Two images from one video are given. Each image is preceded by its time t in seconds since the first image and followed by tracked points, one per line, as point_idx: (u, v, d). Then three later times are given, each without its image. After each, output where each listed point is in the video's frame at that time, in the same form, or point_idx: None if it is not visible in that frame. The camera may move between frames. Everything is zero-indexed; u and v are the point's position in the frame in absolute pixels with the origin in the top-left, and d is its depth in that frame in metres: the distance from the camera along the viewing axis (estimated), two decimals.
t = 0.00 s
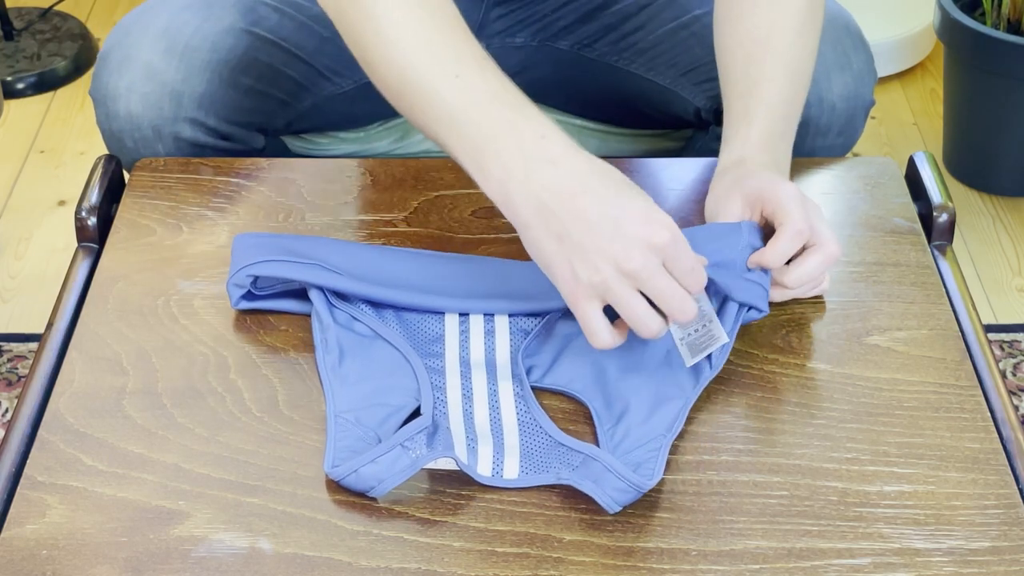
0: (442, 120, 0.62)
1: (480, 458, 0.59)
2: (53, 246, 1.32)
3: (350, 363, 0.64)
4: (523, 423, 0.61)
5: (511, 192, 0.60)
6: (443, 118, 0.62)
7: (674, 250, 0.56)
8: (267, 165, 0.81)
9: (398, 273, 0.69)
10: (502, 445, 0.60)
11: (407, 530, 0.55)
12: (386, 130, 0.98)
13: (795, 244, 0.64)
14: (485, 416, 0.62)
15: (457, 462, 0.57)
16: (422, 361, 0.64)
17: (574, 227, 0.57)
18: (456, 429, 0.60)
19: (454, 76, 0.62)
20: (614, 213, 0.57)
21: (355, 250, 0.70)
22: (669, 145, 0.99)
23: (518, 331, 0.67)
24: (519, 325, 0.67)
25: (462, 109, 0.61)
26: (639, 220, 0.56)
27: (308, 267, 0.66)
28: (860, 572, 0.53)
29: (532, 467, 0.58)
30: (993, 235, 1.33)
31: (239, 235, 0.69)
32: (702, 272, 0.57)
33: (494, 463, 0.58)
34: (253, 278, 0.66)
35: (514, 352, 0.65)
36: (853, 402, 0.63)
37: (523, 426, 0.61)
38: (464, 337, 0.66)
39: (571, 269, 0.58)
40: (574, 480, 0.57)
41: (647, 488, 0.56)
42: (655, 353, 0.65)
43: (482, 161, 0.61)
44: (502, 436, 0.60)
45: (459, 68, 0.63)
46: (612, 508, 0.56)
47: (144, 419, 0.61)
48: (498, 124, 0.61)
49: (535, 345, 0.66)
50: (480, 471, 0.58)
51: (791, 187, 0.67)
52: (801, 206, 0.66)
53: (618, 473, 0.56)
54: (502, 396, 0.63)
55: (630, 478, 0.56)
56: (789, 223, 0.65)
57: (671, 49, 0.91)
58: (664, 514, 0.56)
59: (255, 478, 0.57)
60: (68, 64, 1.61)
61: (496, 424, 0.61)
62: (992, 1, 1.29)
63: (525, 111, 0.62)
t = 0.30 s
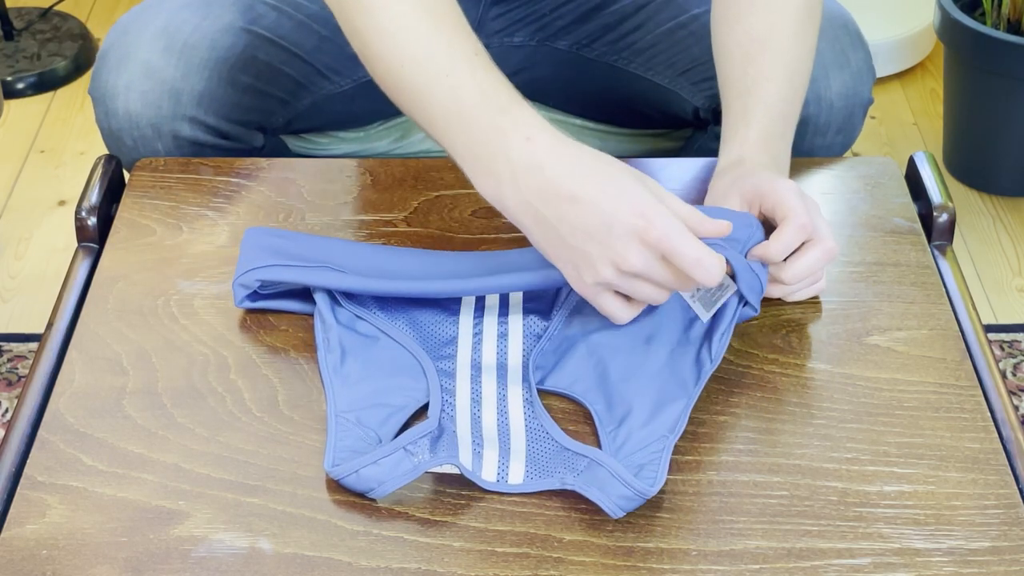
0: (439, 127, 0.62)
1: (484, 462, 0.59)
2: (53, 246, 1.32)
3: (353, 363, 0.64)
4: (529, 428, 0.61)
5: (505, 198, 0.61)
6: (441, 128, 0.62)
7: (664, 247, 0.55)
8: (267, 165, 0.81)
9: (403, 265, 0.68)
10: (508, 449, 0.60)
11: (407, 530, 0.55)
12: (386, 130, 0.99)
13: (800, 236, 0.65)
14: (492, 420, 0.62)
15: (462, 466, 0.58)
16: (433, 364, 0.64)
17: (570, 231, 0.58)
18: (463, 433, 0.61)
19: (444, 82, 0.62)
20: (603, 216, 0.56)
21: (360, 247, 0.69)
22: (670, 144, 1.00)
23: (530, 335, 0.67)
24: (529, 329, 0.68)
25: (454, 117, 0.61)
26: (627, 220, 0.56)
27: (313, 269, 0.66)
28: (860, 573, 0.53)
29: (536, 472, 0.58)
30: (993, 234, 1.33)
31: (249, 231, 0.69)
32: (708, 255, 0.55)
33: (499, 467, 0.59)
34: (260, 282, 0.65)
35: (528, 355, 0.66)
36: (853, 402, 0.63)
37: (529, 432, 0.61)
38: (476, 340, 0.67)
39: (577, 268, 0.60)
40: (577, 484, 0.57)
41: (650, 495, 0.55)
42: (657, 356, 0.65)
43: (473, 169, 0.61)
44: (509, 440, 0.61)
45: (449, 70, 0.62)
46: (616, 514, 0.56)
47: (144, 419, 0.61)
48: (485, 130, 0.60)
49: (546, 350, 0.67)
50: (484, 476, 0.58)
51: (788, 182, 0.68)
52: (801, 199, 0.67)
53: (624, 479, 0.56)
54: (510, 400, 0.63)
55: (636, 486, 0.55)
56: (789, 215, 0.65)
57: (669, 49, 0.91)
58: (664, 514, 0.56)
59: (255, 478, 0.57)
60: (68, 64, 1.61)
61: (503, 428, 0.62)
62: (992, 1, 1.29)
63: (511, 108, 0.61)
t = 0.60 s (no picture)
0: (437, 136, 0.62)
1: (481, 464, 0.58)
2: (53, 246, 1.32)
3: (351, 362, 0.64)
4: (527, 431, 0.61)
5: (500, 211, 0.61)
6: (441, 135, 0.62)
7: (652, 268, 0.55)
8: (267, 165, 0.81)
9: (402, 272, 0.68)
10: (505, 451, 0.59)
11: (407, 530, 0.55)
12: (386, 130, 0.98)
13: (794, 237, 0.64)
14: (490, 421, 0.61)
15: (457, 469, 0.57)
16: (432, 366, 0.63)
17: (560, 248, 0.58)
18: (459, 434, 0.60)
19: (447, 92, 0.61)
20: (591, 235, 0.56)
21: (360, 250, 0.69)
22: (670, 144, 0.99)
23: (530, 339, 0.66)
24: (530, 331, 0.67)
25: (452, 128, 0.61)
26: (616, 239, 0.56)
27: (315, 271, 0.66)
28: (860, 572, 0.53)
29: (533, 474, 0.58)
30: (993, 234, 1.33)
31: (250, 232, 0.69)
32: (695, 278, 0.55)
33: (495, 470, 0.58)
34: (260, 282, 0.66)
35: (526, 358, 0.65)
36: (853, 401, 0.63)
37: (527, 435, 0.61)
38: (476, 341, 0.66)
39: (569, 284, 0.60)
40: (573, 486, 0.57)
41: (644, 500, 0.55)
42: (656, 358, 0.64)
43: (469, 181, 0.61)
44: (506, 442, 0.60)
45: (451, 80, 0.62)
46: (608, 517, 0.55)
47: (144, 419, 0.61)
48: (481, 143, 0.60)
49: (547, 352, 0.66)
50: (480, 478, 0.57)
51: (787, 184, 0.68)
52: (798, 200, 0.67)
53: (618, 483, 0.56)
54: (509, 402, 0.62)
55: (630, 490, 0.55)
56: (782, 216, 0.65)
57: (669, 49, 0.91)
58: (664, 514, 0.56)
59: (256, 478, 0.58)
60: (69, 64, 1.61)
61: (501, 429, 0.61)
62: (992, 1, 1.29)
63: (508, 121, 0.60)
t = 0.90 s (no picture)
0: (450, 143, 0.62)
1: (487, 463, 0.58)
2: (53, 246, 1.32)
3: (354, 364, 0.64)
4: (530, 430, 0.61)
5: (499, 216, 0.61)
6: (453, 151, 0.62)
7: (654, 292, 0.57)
8: (267, 165, 0.81)
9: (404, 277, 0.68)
10: (510, 450, 0.59)
11: (408, 530, 0.55)
12: (385, 130, 0.99)
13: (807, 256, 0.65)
14: (494, 420, 0.61)
15: (464, 470, 0.57)
16: (434, 368, 0.64)
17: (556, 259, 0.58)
18: (465, 435, 0.60)
19: (469, 109, 0.62)
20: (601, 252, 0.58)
21: (360, 250, 0.69)
22: (670, 144, 1.00)
23: (530, 338, 0.66)
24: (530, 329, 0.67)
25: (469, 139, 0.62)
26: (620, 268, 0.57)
27: (316, 272, 0.66)
28: (860, 573, 0.53)
29: (540, 472, 0.58)
30: (993, 235, 1.33)
31: (248, 232, 0.69)
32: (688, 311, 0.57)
33: (502, 468, 0.58)
34: (261, 282, 0.65)
35: (528, 356, 0.65)
36: (853, 401, 0.63)
37: (531, 434, 0.61)
38: (475, 341, 0.66)
39: (555, 300, 0.59)
40: (581, 484, 0.57)
41: (656, 494, 0.56)
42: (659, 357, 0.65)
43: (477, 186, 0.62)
44: (511, 440, 0.60)
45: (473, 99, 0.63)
46: (621, 514, 0.55)
47: (144, 419, 0.61)
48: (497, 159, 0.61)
49: (550, 350, 0.66)
50: (487, 477, 0.58)
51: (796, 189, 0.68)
52: (806, 210, 0.67)
53: (628, 478, 0.56)
54: (512, 402, 0.62)
55: (641, 484, 0.55)
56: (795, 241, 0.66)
57: (669, 48, 0.92)
58: (664, 514, 0.56)
59: (256, 478, 0.57)
60: (69, 64, 1.61)
61: (505, 429, 0.61)
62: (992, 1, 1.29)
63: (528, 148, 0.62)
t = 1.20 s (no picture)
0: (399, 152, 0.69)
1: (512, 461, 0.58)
2: (53, 246, 1.32)
3: (380, 361, 0.63)
4: (556, 428, 0.61)
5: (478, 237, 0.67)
6: (381, 128, 0.69)
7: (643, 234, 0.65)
8: (267, 165, 0.81)
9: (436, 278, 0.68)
10: (535, 448, 0.59)
11: (407, 530, 0.55)
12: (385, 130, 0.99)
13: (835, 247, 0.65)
14: (519, 417, 0.61)
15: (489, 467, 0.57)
16: (460, 365, 0.63)
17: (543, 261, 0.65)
18: (489, 432, 0.60)
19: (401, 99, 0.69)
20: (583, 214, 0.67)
21: (387, 250, 0.70)
22: (671, 143, 0.99)
23: (555, 335, 0.66)
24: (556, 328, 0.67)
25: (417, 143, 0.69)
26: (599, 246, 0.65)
27: (344, 267, 0.66)
28: (860, 573, 0.53)
29: (565, 471, 0.58)
30: (993, 235, 1.33)
31: (272, 230, 0.69)
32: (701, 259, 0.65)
33: (526, 466, 0.58)
34: (288, 278, 0.66)
35: (552, 355, 0.65)
36: (853, 401, 0.63)
37: (556, 432, 0.60)
38: (501, 339, 0.66)
39: (565, 263, 0.64)
40: (605, 482, 0.57)
41: (678, 496, 0.56)
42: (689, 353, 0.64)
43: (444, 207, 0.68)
44: (535, 437, 0.60)
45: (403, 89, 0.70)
46: (642, 513, 0.56)
47: (144, 419, 0.61)
48: (452, 169, 0.69)
49: (574, 350, 0.66)
50: (513, 476, 0.58)
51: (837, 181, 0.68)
52: (844, 200, 0.66)
53: (651, 479, 0.56)
54: (538, 398, 0.62)
55: (663, 486, 0.55)
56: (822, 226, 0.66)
57: (669, 47, 0.92)
58: (665, 514, 0.56)
59: (256, 478, 0.58)
60: (69, 64, 1.61)
61: (530, 425, 0.61)
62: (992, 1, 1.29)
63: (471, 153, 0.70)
